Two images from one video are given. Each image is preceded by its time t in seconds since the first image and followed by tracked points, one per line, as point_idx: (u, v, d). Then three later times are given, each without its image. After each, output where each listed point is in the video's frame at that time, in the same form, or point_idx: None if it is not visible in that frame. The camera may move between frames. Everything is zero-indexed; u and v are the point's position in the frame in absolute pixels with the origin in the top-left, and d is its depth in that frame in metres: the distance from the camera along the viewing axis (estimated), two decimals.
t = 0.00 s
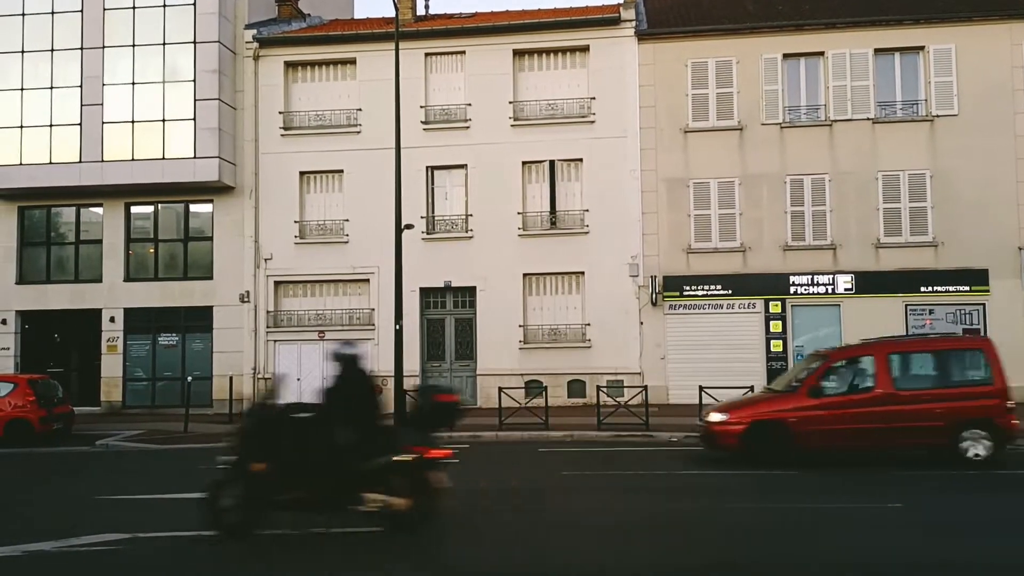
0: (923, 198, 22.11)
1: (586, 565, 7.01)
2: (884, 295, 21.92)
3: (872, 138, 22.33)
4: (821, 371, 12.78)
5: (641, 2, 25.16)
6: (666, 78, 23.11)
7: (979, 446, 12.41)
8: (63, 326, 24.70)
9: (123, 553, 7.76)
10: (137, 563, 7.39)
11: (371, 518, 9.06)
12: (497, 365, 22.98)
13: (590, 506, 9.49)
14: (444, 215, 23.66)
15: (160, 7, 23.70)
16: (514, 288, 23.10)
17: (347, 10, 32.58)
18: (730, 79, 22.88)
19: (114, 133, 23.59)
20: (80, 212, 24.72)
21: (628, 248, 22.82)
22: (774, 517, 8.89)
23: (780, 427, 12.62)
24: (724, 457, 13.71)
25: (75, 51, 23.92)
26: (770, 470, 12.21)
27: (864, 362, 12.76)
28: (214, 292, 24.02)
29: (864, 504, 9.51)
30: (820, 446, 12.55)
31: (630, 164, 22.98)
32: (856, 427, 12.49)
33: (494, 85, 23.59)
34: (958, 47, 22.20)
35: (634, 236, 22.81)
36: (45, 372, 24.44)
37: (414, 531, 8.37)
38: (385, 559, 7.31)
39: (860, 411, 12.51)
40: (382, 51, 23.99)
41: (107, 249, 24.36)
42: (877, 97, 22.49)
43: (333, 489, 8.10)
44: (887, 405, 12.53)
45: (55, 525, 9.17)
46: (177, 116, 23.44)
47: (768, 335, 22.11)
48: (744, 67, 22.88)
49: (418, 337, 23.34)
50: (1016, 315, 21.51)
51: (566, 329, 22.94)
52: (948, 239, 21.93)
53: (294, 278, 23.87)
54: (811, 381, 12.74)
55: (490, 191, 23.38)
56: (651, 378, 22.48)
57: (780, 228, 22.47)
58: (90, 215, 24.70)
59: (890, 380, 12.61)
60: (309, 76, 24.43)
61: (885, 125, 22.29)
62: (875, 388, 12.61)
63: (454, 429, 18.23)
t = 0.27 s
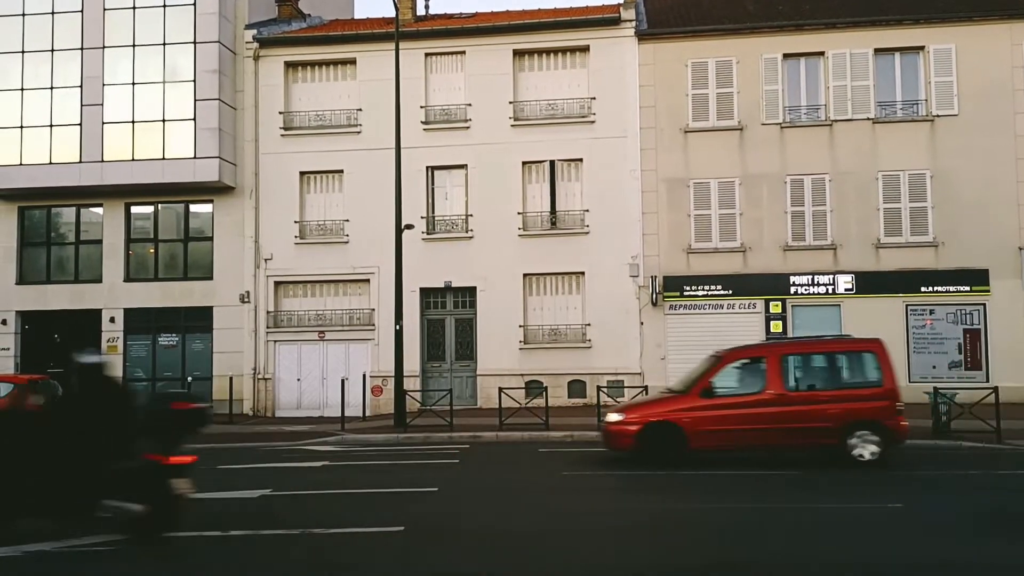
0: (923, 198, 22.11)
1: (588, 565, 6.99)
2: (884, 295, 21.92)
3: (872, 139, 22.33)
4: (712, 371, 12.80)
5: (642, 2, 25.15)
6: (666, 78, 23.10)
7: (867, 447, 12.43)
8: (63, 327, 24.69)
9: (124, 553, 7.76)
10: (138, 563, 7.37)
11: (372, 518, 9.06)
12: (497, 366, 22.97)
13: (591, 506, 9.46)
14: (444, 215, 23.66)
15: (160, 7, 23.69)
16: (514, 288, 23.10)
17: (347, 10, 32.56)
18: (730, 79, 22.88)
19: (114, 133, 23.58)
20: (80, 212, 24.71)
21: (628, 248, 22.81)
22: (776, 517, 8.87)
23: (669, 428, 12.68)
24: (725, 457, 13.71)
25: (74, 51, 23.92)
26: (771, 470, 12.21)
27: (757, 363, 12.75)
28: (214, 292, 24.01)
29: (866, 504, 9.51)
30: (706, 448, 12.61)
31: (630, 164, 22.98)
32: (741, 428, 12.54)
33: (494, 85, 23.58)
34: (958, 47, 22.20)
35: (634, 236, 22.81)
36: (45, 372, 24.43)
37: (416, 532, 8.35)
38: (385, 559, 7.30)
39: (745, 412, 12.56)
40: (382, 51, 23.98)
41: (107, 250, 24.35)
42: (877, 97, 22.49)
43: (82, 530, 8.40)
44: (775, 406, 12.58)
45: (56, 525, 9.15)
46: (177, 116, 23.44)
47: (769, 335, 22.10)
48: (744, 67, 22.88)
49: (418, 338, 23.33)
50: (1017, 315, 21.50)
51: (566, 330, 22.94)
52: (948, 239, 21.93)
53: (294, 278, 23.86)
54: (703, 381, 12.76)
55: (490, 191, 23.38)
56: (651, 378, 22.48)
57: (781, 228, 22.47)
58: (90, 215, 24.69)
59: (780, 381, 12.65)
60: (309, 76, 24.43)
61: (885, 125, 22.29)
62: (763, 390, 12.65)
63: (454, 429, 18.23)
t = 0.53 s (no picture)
0: (923, 198, 22.10)
1: (587, 566, 6.95)
2: (884, 295, 21.91)
3: (872, 139, 22.32)
4: (611, 372, 12.85)
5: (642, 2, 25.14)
6: (666, 78, 23.09)
7: (760, 446, 12.41)
8: (63, 327, 24.69)
9: (124, 553, 7.75)
10: (137, 563, 7.35)
11: (372, 518, 9.05)
12: (497, 366, 22.96)
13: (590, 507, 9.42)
14: (444, 216, 23.65)
15: (160, 7, 23.69)
16: (514, 288, 23.09)
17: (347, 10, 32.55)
18: (730, 80, 22.87)
19: (114, 133, 23.58)
20: (80, 213, 24.70)
21: (629, 248, 22.81)
22: (777, 516, 8.82)
23: (567, 429, 12.74)
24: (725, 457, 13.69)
25: (74, 51, 23.92)
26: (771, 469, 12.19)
27: (650, 363, 12.77)
28: (214, 292, 24.01)
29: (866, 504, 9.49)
30: (603, 447, 12.63)
31: (630, 164, 22.97)
32: (631, 429, 12.55)
33: (494, 85, 23.58)
34: (958, 47, 22.19)
35: (634, 236, 22.80)
36: (45, 372, 24.43)
37: (415, 532, 8.33)
38: (385, 559, 7.30)
39: (643, 412, 12.58)
40: (381, 51, 23.98)
41: (107, 250, 24.35)
42: (877, 97, 22.49)
43: None
44: (670, 406, 12.59)
45: (56, 525, 9.15)
46: (177, 116, 23.43)
47: (769, 335, 22.09)
48: (744, 67, 22.87)
49: (418, 338, 23.33)
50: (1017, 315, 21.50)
51: (566, 330, 22.93)
52: (948, 239, 21.93)
53: (294, 279, 23.85)
54: (600, 382, 12.83)
55: (490, 191, 23.37)
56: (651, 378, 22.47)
57: (781, 227, 22.46)
58: (90, 216, 24.69)
59: (673, 381, 12.65)
60: (310, 76, 24.42)
61: (885, 125, 22.28)
62: (659, 390, 12.66)
63: (455, 429, 18.22)
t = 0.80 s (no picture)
0: (923, 198, 22.10)
1: (588, 563, 6.93)
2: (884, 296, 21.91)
3: (872, 139, 22.33)
4: (521, 375, 12.85)
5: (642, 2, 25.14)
6: (666, 79, 23.10)
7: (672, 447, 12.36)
8: (63, 327, 24.68)
9: (124, 553, 7.75)
10: (137, 563, 7.35)
11: (372, 518, 9.06)
12: (497, 366, 22.96)
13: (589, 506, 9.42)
14: (444, 216, 23.65)
15: (160, 7, 23.69)
16: (514, 288, 23.09)
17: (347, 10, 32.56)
18: (730, 80, 22.87)
19: (113, 133, 23.57)
20: (80, 213, 24.70)
21: (629, 248, 22.81)
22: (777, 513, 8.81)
23: (476, 431, 12.81)
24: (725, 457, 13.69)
25: (74, 51, 23.92)
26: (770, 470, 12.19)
27: (558, 363, 12.70)
28: (214, 292, 24.01)
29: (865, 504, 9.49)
30: (512, 449, 12.66)
31: (630, 164, 22.97)
32: (514, 424, 12.62)
33: (494, 85, 23.58)
34: (958, 47, 22.19)
35: (634, 237, 22.81)
36: (45, 373, 24.42)
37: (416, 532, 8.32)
38: (385, 559, 7.30)
39: (552, 413, 12.59)
40: (381, 51, 23.97)
41: (107, 250, 24.35)
42: (877, 97, 22.49)
43: None
44: (577, 407, 12.56)
45: (57, 525, 9.15)
46: (177, 116, 23.43)
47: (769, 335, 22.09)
48: (744, 67, 22.88)
49: (418, 338, 23.33)
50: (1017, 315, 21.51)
51: (566, 330, 22.93)
52: (948, 239, 21.98)
53: (295, 279, 23.85)
54: (511, 384, 12.85)
55: (490, 191, 23.37)
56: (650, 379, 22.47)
57: (781, 227, 22.47)
58: (90, 216, 24.69)
59: (582, 382, 12.59)
60: (310, 76, 24.41)
61: (885, 125, 22.29)
62: (557, 394, 12.66)
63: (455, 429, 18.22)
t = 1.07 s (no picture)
0: (923, 198, 22.10)
1: (587, 564, 6.95)
2: (884, 296, 21.92)
3: (872, 139, 22.33)
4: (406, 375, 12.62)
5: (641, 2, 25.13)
6: (665, 79, 23.10)
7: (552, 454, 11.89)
8: (63, 327, 24.68)
9: (124, 554, 7.76)
10: (137, 563, 7.36)
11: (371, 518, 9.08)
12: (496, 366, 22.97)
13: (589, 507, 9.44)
14: (444, 216, 23.64)
15: (160, 7, 23.69)
16: (514, 289, 23.10)
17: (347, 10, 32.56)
18: (730, 80, 22.88)
19: (113, 133, 23.58)
20: (80, 213, 24.70)
21: (628, 248, 22.81)
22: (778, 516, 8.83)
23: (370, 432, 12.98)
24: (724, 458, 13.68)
25: (74, 51, 23.93)
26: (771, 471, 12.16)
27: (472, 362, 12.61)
28: (214, 292, 24.01)
29: (864, 505, 9.49)
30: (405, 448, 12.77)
31: (630, 164, 22.97)
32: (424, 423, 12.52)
33: (494, 85, 23.58)
34: (958, 47, 22.20)
35: (634, 237, 22.81)
36: (45, 373, 24.42)
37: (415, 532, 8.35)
38: (385, 559, 7.32)
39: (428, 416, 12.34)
40: (381, 52, 23.98)
41: (106, 250, 24.36)
42: (877, 97, 22.49)
43: None
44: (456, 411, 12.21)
45: (57, 525, 9.17)
46: (177, 116, 23.43)
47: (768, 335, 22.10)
48: (744, 67, 22.88)
49: (418, 339, 23.33)
50: (1017, 316, 21.51)
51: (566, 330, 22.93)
52: (948, 239, 21.93)
53: (295, 279, 23.85)
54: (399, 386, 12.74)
55: (489, 192, 23.37)
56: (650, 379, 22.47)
57: (781, 227, 22.48)
58: (90, 216, 24.70)
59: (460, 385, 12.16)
60: (309, 76, 24.40)
61: (885, 125, 22.29)
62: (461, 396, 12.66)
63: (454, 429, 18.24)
